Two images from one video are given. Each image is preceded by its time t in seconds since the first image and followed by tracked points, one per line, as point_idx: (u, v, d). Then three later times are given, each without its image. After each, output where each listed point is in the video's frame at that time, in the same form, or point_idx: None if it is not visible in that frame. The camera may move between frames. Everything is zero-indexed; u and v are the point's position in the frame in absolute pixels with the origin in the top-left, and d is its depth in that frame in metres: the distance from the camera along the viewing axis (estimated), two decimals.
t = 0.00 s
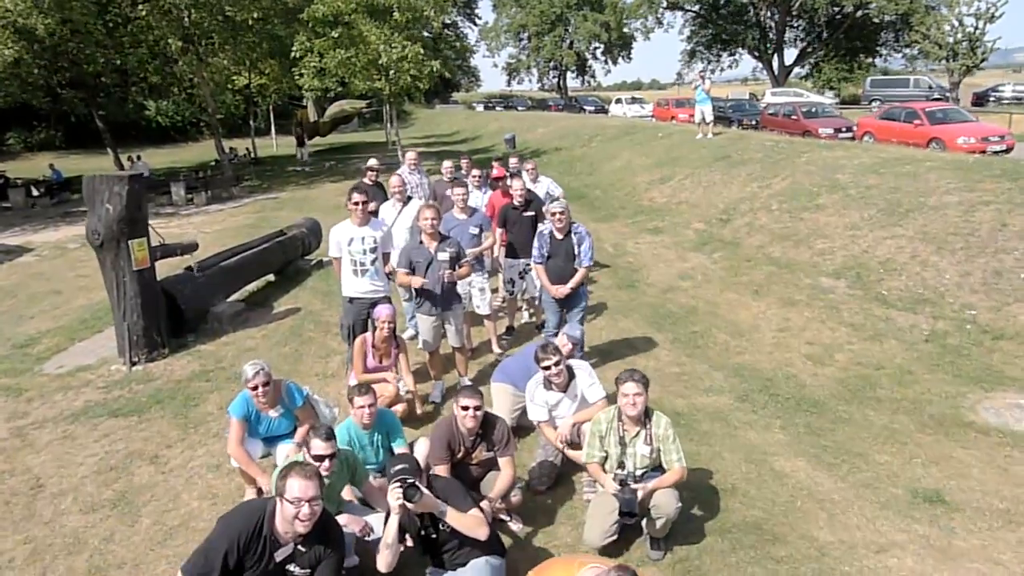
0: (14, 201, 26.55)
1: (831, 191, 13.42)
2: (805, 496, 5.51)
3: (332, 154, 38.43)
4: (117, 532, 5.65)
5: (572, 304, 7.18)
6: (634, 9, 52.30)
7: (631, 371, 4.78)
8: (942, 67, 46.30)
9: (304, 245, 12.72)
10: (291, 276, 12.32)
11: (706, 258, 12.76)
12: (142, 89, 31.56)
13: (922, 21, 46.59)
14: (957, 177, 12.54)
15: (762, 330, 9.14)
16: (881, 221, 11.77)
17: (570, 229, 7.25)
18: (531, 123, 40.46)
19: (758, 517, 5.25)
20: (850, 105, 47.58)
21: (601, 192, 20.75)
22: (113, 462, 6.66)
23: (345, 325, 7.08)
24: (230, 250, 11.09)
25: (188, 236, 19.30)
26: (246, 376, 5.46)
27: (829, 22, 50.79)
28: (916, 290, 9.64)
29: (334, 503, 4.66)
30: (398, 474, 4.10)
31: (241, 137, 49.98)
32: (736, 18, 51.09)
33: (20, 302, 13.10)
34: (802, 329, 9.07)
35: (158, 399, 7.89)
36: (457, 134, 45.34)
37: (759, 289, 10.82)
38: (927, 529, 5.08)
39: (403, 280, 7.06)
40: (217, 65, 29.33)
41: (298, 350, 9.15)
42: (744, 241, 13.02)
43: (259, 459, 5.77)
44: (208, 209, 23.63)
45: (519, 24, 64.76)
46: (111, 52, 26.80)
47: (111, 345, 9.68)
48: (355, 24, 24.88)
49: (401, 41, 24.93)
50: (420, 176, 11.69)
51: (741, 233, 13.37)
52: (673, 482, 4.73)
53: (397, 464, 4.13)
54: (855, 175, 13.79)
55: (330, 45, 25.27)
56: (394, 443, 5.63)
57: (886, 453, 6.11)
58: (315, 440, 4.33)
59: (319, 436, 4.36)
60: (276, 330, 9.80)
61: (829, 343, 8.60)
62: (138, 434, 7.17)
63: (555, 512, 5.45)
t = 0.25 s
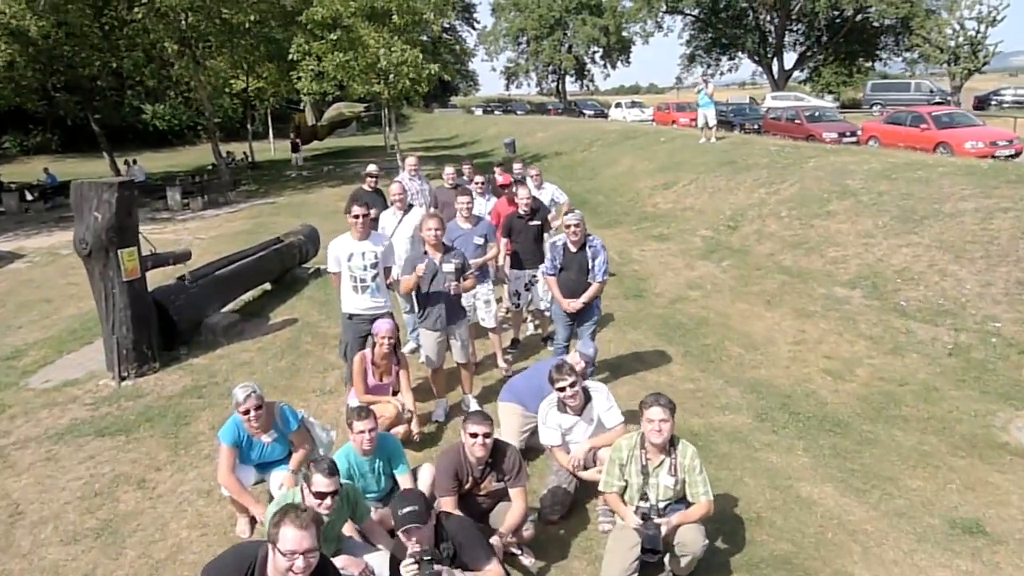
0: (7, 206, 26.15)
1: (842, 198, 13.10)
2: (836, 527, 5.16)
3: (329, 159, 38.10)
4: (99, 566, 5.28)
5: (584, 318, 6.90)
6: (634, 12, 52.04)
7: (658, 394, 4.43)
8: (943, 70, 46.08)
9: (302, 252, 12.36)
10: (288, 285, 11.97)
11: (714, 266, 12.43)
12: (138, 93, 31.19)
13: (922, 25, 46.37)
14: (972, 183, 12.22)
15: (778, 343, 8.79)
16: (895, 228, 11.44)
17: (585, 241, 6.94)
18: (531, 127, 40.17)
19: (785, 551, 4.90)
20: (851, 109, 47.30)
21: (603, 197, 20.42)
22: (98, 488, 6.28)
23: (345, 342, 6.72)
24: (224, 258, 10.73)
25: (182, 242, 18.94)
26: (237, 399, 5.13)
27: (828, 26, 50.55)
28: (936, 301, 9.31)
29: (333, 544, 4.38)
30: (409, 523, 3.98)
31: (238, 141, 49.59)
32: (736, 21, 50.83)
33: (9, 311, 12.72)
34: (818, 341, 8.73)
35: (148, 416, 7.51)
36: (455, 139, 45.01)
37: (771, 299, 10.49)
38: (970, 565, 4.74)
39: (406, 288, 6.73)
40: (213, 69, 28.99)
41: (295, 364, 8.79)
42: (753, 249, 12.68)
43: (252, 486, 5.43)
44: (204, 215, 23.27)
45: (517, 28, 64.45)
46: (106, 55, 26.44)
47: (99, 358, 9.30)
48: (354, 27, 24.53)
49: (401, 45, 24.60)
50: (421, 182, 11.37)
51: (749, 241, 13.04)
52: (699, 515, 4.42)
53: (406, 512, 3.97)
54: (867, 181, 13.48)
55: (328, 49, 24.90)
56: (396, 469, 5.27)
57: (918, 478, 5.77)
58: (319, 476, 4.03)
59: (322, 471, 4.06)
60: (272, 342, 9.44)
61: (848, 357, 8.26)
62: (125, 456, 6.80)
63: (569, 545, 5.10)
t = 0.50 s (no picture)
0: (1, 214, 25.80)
1: (854, 202, 12.79)
2: (873, 559, 4.83)
3: (327, 164, 37.80)
4: None
5: (598, 330, 6.73)
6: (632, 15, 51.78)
7: (689, 419, 4.10)
8: (945, 71, 45.85)
9: (299, 262, 12.03)
10: (285, 295, 11.61)
11: (724, 273, 12.10)
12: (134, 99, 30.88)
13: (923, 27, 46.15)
14: (988, 187, 11.91)
15: (795, 355, 8.48)
16: (911, 234, 11.13)
17: (600, 252, 6.74)
18: (531, 131, 39.89)
19: None
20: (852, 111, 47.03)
21: (605, 202, 20.10)
22: (85, 516, 5.92)
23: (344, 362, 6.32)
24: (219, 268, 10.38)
25: (178, 249, 18.60)
26: (230, 425, 4.79)
27: (828, 27, 50.30)
28: (957, 310, 8.99)
29: None
30: None
31: (235, 147, 49.28)
32: (735, 24, 50.59)
33: None
34: (837, 353, 8.41)
35: (139, 437, 7.16)
36: (454, 143, 44.73)
37: (785, 308, 10.16)
38: None
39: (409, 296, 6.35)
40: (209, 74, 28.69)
41: (293, 378, 8.45)
42: (763, 255, 12.36)
43: (246, 516, 5.10)
44: (201, 222, 22.94)
45: (515, 32, 64.17)
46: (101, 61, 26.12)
47: (90, 374, 8.94)
48: (351, 31, 24.20)
49: (399, 49, 24.28)
50: (421, 188, 11.04)
51: (758, 247, 12.72)
52: (731, 553, 4.10)
53: None
54: (878, 185, 13.18)
55: (325, 53, 24.54)
56: (402, 498, 4.92)
57: (955, 503, 5.44)
58: (322, 518, 3.79)
59: (325, 512, 3.81)
60: (269, 356, 9.09)
61: (869, 369, 7.94)
62: (115, 480, 6.45)
63: None
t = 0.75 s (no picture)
0: None
1: (874, 200, 12.39)
2: None
3: (328, 163, 37.38)
4: None
5: (619, 347, 6.42)
6: (635, 11, 51.29)
7: (730, 450, 3.72)
8: (951, 66, 45.45)
9: (301, 265, 11.63)
10: (286, 300, 11.20)
11: (740, 275, 11.68)
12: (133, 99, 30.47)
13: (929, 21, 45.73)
14: (1014, 184, 11.52)
15: (821, 363, 8.08)
16: (935, 234, 10.73)
17: (620, 262, 6.40)
18: (533, 128, 39.48)
19: None
20: (858, 107, 46.61)
21: (612, 200, 19.67)
22: (71, 544, 5.50)
23: (346, 384, 5.87)
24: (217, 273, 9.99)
25: (177, 251, 18.21)
26: (224, 450, 4.38)
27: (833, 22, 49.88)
28: (990, 314, 8.60)
29: None
30: None
31: (234, 146, 48.82)
32: (738, 19, 50.08)
33: None
34: (867, 360, 8.01)
35: (133, 453, 6.74)
36: (456, 141, 44.32)
37: (807, 311, 9.75)
38: None
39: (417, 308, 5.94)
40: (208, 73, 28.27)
41: (294, 389, 8.03)
42: (780, 256, 11.95)
43: (245, 548, 4.70)
44: (200, 223, 22.53)
45: (516, 28, 63.68)
46: (99, 60, 25.73)
47: (81, 385, 8.51)
48: (352, 28, 23.77)
49: (401, 46, 23.86)
50: (427, 188, 10.63)
51: (775, 247, 12.31)
52: None
53: None
54: (898, 183, 12.78)
55: (326, 51, 24.10)
56: (413, 528, 4.52)
57: (1011, 529, 5.05)
58: (326, 560, 3.68)
59: (330, 554, 3.72)
60: (270, 364, 8.68)
61: (902, 378, 7.54)
62: (105, 502, 6.02)
63: None
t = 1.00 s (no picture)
0: None
1: (893, 208, 12.06)
2: None
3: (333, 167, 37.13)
4: None
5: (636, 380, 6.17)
6: (641, 16, 51.02)
7: (770, 491, 3.47)
8: (961, 71, 45.10)
9: (304, 273, 11.33)
10: (289, 309, 10.89)
11: (756, 285, 11.35)
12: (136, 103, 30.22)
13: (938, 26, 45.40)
14: None
15: (847, 379, 7.75)
16: (959, 244, 10.40)
17: (636, 291, 6.12)
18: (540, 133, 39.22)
19: None
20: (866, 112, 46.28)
21: (621, 206, 19.35)
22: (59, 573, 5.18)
23: (352, 406, 5.52)
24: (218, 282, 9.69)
25: (179, 257, 17.92)
26: (220, 478, 4.04)
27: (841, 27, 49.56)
28: (1021, 328, 8.27)
29: None
30: None
31: (238, 150, 48.63)
32: (745, 24, 49.74)
33: None
34: (895, 376, 7.68)
35: (127, 473, 6.43)
36: (462, 146, 44.08)
37: (828, 323, 9.42)
38: None
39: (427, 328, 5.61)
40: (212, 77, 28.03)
41: (297, 404, 7.71)
42: (797, 265, 11.61)
43: None
44: (203, 228, 22.26)
45: (521, 33, 63.46)
46: (103, 62, 25.50)
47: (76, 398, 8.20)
48: (358, 31, 23.51)
49: (407, 49, 23.61)
50: (434, 195, 10.30)
51: (792, 255, 11.98)
52: None
53: None
54: (918, 190, 12.46)
55: (332, 54, 23.82)
56: (423, 564, 4.20)
57: None
58: None
59: None
60: (272, 377, 8.37)
61: (933, 396, 7.21)
62: (96, 526, 5.71)
63: None
